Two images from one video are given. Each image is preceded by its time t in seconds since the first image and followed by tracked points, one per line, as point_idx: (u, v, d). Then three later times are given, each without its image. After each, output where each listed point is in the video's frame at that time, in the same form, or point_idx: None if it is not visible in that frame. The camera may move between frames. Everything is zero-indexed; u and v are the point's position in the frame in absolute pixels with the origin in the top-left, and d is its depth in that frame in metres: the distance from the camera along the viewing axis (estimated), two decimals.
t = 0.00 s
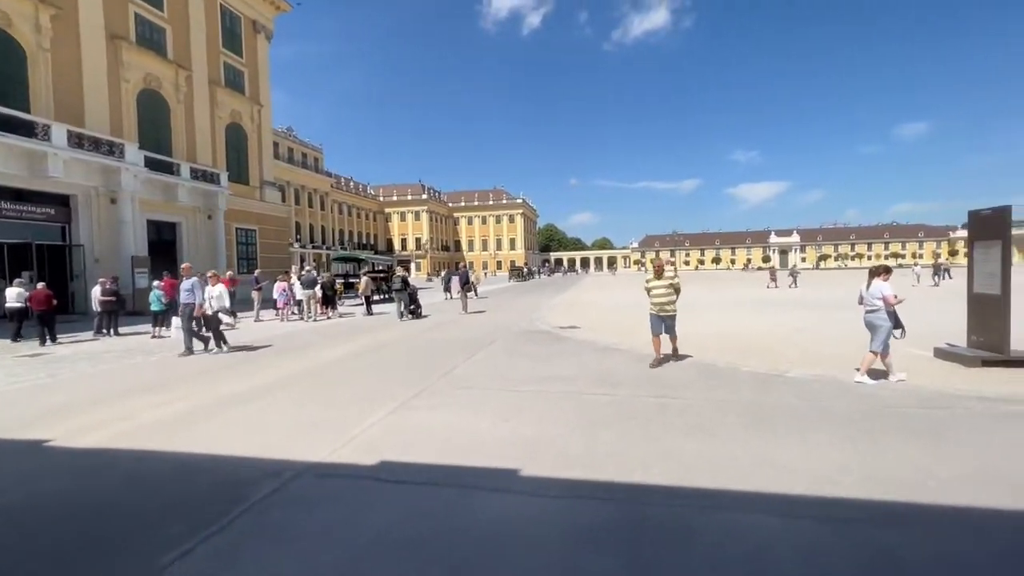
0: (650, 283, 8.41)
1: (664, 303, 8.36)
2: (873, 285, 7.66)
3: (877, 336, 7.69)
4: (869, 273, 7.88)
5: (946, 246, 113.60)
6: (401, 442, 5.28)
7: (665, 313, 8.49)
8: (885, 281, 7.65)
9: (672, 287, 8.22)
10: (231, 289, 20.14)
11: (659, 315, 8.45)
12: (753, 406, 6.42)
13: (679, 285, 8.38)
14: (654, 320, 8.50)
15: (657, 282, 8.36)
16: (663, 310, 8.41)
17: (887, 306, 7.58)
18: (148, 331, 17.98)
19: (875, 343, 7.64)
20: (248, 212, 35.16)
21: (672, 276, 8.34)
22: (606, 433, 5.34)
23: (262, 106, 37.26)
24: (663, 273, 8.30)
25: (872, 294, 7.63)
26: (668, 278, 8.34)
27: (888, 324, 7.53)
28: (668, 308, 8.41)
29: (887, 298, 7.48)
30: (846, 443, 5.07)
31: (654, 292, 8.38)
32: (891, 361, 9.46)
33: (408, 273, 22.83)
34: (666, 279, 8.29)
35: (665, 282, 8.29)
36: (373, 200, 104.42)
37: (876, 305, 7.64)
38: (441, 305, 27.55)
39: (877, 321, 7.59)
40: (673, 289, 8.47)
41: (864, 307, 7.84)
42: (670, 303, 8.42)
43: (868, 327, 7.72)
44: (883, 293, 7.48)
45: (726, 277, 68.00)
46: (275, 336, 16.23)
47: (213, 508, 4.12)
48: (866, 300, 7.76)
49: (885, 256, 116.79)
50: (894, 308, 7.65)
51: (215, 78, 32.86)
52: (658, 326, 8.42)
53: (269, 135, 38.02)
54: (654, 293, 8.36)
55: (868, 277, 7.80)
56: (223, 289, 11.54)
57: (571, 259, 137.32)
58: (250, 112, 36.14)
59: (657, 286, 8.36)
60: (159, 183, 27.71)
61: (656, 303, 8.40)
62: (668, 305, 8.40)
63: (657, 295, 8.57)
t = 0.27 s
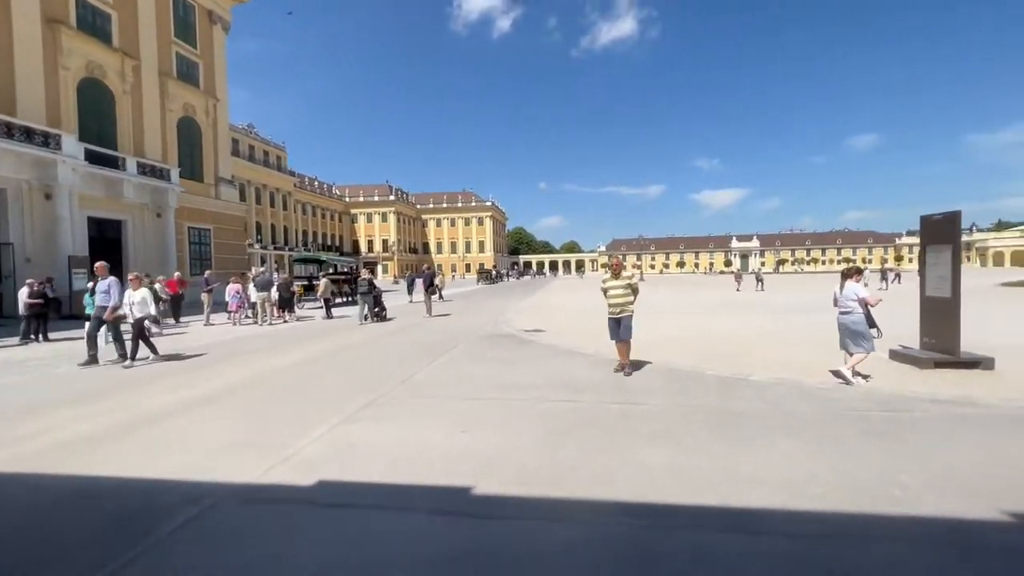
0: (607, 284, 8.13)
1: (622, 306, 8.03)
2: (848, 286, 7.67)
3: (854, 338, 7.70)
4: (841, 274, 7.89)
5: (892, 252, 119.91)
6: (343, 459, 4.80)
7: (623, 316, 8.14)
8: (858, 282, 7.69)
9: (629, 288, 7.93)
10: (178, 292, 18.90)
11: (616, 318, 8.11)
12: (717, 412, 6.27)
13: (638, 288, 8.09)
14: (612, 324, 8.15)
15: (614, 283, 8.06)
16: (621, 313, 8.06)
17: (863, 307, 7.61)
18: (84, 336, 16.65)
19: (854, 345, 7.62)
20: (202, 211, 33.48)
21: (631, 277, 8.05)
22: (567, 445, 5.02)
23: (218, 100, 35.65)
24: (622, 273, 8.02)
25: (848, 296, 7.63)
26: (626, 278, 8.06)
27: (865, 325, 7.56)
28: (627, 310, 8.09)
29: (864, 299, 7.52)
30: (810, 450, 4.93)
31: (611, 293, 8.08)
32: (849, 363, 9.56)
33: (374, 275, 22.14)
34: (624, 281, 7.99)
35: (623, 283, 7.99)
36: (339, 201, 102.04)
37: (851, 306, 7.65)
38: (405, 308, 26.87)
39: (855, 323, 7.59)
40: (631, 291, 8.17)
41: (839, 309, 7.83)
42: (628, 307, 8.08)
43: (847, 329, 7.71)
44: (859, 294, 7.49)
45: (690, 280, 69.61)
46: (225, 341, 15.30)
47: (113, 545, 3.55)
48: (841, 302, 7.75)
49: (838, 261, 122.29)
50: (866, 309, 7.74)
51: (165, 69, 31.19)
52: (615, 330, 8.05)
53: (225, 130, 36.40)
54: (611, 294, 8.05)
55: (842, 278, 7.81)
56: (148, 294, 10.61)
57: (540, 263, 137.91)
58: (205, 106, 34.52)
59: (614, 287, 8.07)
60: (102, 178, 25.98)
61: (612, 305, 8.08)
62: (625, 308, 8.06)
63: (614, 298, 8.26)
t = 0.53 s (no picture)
0: (567, 291, 7.72)
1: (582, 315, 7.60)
2: (826, 294, 7.67)
3: (832, 347, 7.64)
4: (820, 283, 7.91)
5: (848, 258, 125.24)
6: (278, 485, 4.33)
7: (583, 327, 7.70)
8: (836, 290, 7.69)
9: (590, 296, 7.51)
10: (123, 293, 17.69)
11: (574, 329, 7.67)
12: (685, 425, 6.06)
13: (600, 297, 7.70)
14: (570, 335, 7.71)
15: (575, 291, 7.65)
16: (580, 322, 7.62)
17: (841, 315, 7.59)
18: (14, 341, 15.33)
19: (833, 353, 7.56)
20: (155, 207, 31.77)
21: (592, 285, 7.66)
22: (525, 465, 4.70)
23: (174, 91, 33.98)
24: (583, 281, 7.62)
25: (827, 304, 7.61)
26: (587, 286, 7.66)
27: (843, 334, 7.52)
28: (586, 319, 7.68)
29: (844, 307, 7.49)
30: (779, 466, 4.75)
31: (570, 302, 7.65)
32: (811, 370, 9.60)
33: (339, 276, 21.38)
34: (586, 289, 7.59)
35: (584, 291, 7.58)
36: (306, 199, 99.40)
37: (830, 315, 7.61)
38: (371, 310, 26.11)
39: (833, 331, 7.54)
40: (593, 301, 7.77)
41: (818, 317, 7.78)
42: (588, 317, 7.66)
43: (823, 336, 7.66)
44: (839, 302, 7.48)
45: (658, 284, 70.77)
46: (172, 346, 14.34)
47: None
48: (819, 310, 7.72)
49: (798, 266, 126.83)
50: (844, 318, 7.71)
51: (116, 57, 29.50)
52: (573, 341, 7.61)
53: (182, 123, 34.72)
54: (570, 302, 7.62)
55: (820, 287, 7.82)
56: (56, 295, 9.76)
57: (512, 265, 137.84)
58: (160, 97, 32.82)
59: (574, 295, 7.66)
60: (43, 171, 24.26)
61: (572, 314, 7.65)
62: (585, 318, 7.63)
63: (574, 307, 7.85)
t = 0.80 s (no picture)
0: (535, 290, 7.26)
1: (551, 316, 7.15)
2: (828, 297, 7.54)
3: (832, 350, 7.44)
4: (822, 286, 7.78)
5: (827, 262, 127.72)
6: (218, 499, 3.95)
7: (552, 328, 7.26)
8: (838, 293, 7.56)
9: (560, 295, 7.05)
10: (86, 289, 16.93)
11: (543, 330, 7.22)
12: (664, 431, 5.79)
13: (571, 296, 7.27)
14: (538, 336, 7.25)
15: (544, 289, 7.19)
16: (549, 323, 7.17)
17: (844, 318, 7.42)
18: None
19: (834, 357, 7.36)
20: (127, 201, 30.73)
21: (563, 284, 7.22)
22: (492, 477, 4.38)
23: (148, 82, 32.96)
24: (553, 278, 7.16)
25: (827, 306, 7.48)
26: (557, 285, 7.20)
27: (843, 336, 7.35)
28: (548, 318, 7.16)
29: (846, 310, 7.35)
30: (761, 476, 4.50)
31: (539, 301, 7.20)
32: (793, 373, 9.45)
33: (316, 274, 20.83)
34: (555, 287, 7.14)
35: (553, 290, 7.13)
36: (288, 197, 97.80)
37: (830, 317, 7.46)
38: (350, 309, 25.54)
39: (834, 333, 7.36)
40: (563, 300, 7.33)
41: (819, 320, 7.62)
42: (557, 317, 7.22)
43: (824, 339, 7.48)
44: (840, 304, 7.36)
45: (641, 287, 71.15)
46: (135, 345, 13.67)
47: None
48: (820, 313, 7.57)
49: (779, 270, 128.89)
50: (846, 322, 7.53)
51: (86, 44, 28.48)
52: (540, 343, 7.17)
53: (156, 115, 33.63)
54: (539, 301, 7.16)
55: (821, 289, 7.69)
56: None
57: (497, 265, 137.42)
58: (132, 87, 31.74)
59: (543, 294, 7.19)
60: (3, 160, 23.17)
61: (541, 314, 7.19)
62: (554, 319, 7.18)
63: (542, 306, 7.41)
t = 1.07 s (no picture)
0: (506, 296, 6.62)
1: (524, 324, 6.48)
2: (844, 299, 7.22)
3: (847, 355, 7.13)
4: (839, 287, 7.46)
5: (825, 264, 127.76)
6: (165, 519, 3.61)
7: (526, 337, 6.59)
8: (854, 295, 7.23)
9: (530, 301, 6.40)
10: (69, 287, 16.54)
11: (516, 340, 6.54)
12: (654, 442, 5.46)
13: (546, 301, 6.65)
14: (511, 347, 6.56)
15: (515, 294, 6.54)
16: (522, 332, 6.48)
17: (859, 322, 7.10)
18: None
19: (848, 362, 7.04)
20: (118, 197, 30.30)
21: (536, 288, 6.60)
22: (467, 494, 4.06)
23: (140, 77, 32.54)
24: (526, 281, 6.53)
25: (843, 309, 7.17)
26: (530, 289, 6.59)
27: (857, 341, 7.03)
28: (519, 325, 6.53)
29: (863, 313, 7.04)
30: (757, 495, 4.17)
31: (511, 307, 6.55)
32: (791, 378, 9.14)
33: (309, 272, 20.46)
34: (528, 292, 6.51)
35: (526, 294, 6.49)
36: (285, 195, 97.31)
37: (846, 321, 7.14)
38: (342, 309, 25.15)
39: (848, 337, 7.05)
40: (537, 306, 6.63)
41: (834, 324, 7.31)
42: (532, 326, 6.56)
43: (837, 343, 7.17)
44: (855, 307, 7.04)
45: (639, 287, 70.88)
46: (116, 345, 13.28)
47: None
48: (836, 315, 7.26)
49: (777, 271, 128.81)
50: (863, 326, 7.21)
51: (76, 38, 28.07)
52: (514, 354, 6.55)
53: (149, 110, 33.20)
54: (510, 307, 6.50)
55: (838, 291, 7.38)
56: None
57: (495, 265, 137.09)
58: (125, 82, 31.31)
59: (515, 299, 6.54)
60: None
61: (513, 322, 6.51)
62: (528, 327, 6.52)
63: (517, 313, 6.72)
